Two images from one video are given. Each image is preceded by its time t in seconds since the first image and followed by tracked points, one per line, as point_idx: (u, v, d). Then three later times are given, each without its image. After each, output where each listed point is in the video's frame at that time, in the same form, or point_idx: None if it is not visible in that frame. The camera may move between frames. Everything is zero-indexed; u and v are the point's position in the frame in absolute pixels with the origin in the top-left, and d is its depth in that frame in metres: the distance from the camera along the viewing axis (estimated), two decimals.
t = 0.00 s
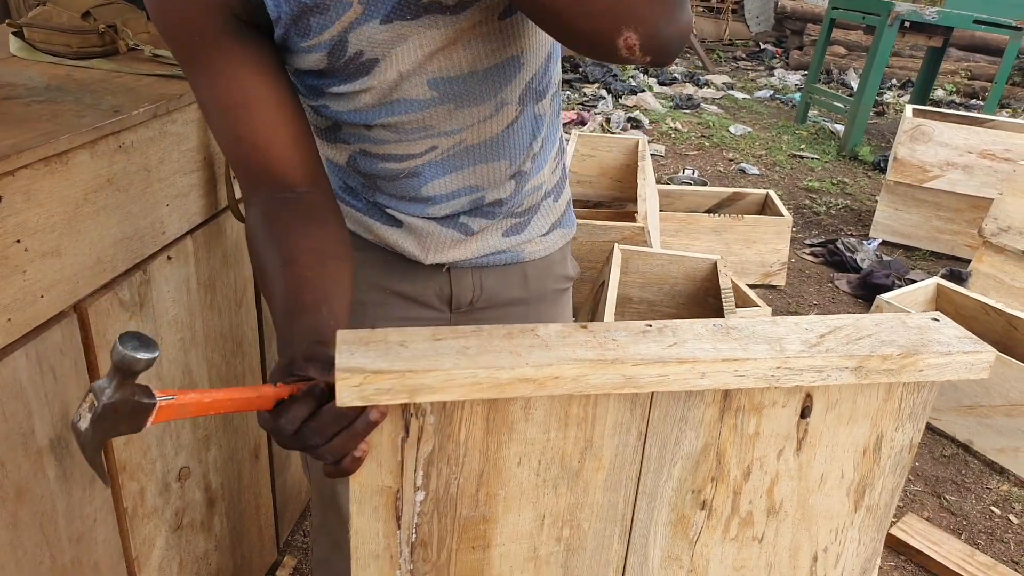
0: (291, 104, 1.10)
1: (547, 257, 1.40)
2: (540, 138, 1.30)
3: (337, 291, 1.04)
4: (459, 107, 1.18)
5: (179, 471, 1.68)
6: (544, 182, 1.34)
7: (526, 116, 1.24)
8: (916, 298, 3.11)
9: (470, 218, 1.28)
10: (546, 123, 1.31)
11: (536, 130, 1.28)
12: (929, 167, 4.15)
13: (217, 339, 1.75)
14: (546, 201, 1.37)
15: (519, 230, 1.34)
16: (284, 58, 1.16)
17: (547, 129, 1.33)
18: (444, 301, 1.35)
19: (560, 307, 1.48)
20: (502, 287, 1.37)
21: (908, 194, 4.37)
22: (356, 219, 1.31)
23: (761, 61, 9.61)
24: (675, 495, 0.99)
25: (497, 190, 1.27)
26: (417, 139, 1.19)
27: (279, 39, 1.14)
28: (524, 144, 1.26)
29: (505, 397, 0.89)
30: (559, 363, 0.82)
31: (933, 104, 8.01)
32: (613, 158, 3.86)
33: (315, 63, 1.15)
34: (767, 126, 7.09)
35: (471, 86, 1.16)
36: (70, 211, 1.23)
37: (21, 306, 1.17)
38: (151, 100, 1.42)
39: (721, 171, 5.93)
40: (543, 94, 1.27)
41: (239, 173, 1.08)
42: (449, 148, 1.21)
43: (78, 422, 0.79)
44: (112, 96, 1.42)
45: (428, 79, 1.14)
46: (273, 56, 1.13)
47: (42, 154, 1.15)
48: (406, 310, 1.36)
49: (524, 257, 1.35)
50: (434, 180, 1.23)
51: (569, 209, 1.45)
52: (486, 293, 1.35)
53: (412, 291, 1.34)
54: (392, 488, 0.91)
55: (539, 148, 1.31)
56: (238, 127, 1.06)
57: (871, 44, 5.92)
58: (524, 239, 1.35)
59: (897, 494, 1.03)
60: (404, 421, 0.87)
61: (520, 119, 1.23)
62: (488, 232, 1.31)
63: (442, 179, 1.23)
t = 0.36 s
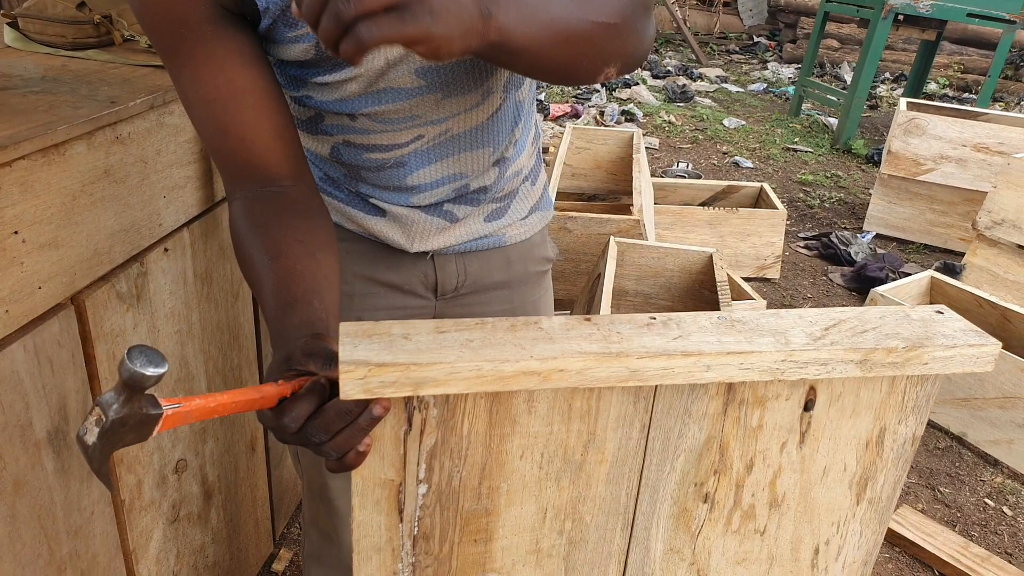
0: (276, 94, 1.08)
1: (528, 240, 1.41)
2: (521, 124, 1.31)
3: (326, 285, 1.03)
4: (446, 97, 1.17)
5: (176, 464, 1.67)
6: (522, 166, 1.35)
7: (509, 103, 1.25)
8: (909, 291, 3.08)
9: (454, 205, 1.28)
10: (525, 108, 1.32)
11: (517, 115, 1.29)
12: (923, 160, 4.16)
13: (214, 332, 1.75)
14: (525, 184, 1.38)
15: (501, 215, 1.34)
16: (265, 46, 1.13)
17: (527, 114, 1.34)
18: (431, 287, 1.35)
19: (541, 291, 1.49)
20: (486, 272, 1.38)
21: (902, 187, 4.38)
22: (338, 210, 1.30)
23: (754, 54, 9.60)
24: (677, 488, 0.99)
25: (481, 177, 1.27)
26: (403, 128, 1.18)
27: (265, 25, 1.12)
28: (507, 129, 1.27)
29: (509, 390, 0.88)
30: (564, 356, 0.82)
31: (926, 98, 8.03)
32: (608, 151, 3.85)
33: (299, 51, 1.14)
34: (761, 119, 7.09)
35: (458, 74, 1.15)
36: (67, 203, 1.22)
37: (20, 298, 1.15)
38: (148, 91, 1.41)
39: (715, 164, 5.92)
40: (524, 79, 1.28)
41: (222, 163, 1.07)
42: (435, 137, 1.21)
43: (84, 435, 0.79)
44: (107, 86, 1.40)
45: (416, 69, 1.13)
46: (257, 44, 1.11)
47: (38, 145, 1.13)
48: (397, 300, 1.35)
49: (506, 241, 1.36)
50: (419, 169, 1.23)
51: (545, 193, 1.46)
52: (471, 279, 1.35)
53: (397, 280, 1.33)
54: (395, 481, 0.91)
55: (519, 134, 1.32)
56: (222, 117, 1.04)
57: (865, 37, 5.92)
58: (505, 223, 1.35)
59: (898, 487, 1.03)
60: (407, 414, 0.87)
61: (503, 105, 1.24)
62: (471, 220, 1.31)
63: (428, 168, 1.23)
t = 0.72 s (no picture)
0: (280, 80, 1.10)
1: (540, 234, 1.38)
2: (525, 119, 1.31)
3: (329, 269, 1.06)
4: (444, 92, 1.20)
5: (178, 454, 1.68)
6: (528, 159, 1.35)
7: (511, 99, 1.25)
8: (910, 288, 3.06)
9: (455, 196, 1.30)
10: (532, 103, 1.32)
11: (521, 111, 1.29)
12: (925, 156, 4.14)
13: (216, 322, 1.75)
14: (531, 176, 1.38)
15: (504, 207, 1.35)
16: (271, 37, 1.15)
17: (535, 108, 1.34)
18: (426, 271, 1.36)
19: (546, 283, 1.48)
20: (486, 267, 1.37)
21: (903, 183, 4.36)
22: (344, 198, 1.34)
23: (756, 50, 9.58)
24: (682, 478, 0.99)
25: (481, 169, 1.29)
26: (401, 120, 1.21)
27: (268, 19, 1.15)
28: (509, 125, 1.28)
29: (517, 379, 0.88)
30: (573, 344, 0.82)
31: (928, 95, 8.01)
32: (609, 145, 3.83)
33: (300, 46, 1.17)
34: (762, 114, 7.07)
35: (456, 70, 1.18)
36: (71, 191, 1.22)
37: (24, 286, 1.16)
38: (151, 80, 1.40)
39: (716, 159, 5.91)
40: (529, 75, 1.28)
41: (227, 147, 1.09)
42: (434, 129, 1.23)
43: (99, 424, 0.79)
44: (112, 75, 1.40)
45: (414, 64, 1.15)
46: (262, 31, 1.12)
47: (44, 132, 1.13)
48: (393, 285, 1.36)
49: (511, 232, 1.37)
50: (419, 159, 1.26)
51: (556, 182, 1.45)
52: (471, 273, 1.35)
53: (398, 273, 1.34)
54: (402, 469, 0.91)
55: (524, 128, 1.32)
56: (226, 101, 1.06)
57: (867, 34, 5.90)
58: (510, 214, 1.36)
59: (903, 480, 1.03)
60: (415, 402, 0.88)
61: (506, 101, 1.25)
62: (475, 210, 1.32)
63: (427, 159, 1.26)
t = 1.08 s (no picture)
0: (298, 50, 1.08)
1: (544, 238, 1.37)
2: (537, 126, 1.30)
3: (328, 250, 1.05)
4: (456, 90, 1.20)
5: (180, 455, 1.67)
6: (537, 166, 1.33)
7: (523, 104, 1.25)
8: (911, 285, 3.05)
9: (458, 195, 1.29)
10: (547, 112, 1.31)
11: (534, 118, 1.28)
12: (925, 154, 4.13)
13: (218, 323, 1.74)
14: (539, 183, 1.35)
15: (510, 211, 1.32)
16: (293, 12, 1.15)
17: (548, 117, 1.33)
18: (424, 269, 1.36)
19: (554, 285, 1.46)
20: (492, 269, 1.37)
21: (904, 181, 4.35)
22: (351, 191, 1.35)
23: (754, 48, 9.56)
24: (690, 481, 0.98)
25: (486, 170, 1.28)
26: (410, 115, 1.22)
27: None
28: (519, 130, 1.27)
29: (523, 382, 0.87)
30: (580, 348, 0.81)
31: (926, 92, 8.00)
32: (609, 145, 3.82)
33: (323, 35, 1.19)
34: (761, 112, 7.05)
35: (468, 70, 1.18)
36: (74, 193, 1.21)
37: (28, 287, 1.15)
38: (154, 80, 1.39)
39: (716, 158, 5.90)
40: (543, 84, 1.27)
41: (231, 106, 1.07)
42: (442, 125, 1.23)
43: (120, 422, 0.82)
44: (115, 76, 1.39)
45: (427, 60, 1.16)
46: None
47: (48, 134, 1.12)
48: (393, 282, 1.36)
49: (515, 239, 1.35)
50: (425, 155, 1.26)
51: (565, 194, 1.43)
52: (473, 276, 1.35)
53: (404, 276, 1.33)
54: (407, 473, 0.90)
55: (536, 135, 1.31)
56: (243, 54, 1.04)
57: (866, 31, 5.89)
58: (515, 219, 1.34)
59: (912, 481, 1.02)
60: (421, 405, 0.87)
61: (517, 105, 1.24)
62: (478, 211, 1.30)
63: (434, 155, 1.26)
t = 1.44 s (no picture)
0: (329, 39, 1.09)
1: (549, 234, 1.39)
2: (553, 127, 1.33)
3: (333, 242, 1.07)
4: (483, 87, 1.21)
5: (181, 453, 1.67)
6: (547, 167, 1.36)
7: (544, 104, 1.27)
8: (907, 286, 3.05)
9: (472, 190, 1.31)
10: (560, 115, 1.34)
11: (551, 120, 1.31)
12: (922, 155, 4.14)
13: (218, 321, 1.74)
14: (547, 180, 1.38)
15: (520, 208, 1.34)
16: None
17: (563, 119, 1.36)
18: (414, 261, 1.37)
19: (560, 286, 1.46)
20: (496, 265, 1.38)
21: (901, 182, 4.36)
22: (362, 186, 1.35)
23: (753, 49, 9.57)
24: (688, 479, 0.99)
25: (501, 169, 1.30)
26: (435, 110, 1.23)
27: None
28: (536, 131, 1.30)
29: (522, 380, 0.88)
30: (579, 347, 0.82)
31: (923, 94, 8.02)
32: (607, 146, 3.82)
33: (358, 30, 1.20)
34: (759, 113, 7.06)
35: (499, 70, 1.20)
36: (75, 191, 1.21)
37: (29, 286, 1.15)
38: (155, 80, 1.39)
39: (714, 158, 5.91)
40: (564, 87, 1.30)
41: (256, 85, 1.08)
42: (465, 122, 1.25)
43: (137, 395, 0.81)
44: (116, 75, 1.39)
45: (458, 55, 1.18)
46: None
47: (48, 133, 1.13)
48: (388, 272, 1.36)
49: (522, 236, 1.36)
50: (444, 150, 1.28)
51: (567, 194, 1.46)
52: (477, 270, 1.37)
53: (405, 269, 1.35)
54: (407, 470, 0.91)
55: (550, 136, 1.34)
56: (276, 39, 1.05)
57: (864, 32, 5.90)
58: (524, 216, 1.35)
59: (908, 480, 1.03)
60: (421, 403, 0.87)
61: (538, 106, 1.27)
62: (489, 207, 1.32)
63: (453, 151, 1.28)
